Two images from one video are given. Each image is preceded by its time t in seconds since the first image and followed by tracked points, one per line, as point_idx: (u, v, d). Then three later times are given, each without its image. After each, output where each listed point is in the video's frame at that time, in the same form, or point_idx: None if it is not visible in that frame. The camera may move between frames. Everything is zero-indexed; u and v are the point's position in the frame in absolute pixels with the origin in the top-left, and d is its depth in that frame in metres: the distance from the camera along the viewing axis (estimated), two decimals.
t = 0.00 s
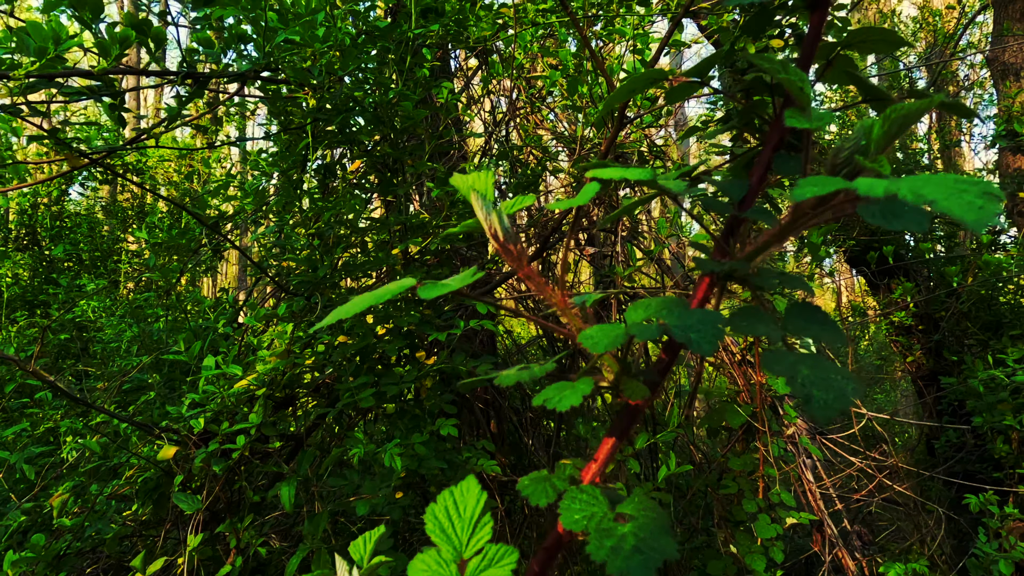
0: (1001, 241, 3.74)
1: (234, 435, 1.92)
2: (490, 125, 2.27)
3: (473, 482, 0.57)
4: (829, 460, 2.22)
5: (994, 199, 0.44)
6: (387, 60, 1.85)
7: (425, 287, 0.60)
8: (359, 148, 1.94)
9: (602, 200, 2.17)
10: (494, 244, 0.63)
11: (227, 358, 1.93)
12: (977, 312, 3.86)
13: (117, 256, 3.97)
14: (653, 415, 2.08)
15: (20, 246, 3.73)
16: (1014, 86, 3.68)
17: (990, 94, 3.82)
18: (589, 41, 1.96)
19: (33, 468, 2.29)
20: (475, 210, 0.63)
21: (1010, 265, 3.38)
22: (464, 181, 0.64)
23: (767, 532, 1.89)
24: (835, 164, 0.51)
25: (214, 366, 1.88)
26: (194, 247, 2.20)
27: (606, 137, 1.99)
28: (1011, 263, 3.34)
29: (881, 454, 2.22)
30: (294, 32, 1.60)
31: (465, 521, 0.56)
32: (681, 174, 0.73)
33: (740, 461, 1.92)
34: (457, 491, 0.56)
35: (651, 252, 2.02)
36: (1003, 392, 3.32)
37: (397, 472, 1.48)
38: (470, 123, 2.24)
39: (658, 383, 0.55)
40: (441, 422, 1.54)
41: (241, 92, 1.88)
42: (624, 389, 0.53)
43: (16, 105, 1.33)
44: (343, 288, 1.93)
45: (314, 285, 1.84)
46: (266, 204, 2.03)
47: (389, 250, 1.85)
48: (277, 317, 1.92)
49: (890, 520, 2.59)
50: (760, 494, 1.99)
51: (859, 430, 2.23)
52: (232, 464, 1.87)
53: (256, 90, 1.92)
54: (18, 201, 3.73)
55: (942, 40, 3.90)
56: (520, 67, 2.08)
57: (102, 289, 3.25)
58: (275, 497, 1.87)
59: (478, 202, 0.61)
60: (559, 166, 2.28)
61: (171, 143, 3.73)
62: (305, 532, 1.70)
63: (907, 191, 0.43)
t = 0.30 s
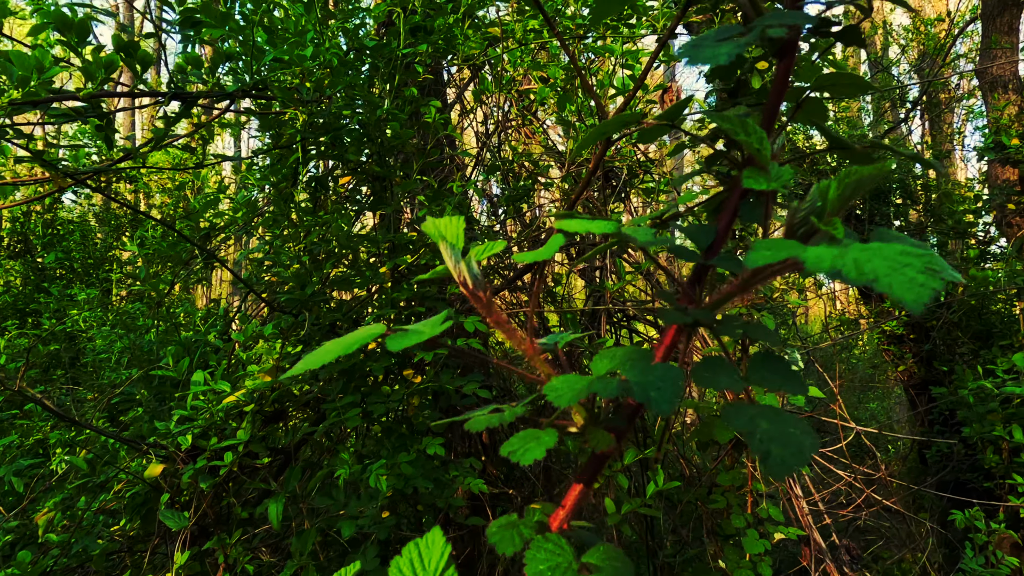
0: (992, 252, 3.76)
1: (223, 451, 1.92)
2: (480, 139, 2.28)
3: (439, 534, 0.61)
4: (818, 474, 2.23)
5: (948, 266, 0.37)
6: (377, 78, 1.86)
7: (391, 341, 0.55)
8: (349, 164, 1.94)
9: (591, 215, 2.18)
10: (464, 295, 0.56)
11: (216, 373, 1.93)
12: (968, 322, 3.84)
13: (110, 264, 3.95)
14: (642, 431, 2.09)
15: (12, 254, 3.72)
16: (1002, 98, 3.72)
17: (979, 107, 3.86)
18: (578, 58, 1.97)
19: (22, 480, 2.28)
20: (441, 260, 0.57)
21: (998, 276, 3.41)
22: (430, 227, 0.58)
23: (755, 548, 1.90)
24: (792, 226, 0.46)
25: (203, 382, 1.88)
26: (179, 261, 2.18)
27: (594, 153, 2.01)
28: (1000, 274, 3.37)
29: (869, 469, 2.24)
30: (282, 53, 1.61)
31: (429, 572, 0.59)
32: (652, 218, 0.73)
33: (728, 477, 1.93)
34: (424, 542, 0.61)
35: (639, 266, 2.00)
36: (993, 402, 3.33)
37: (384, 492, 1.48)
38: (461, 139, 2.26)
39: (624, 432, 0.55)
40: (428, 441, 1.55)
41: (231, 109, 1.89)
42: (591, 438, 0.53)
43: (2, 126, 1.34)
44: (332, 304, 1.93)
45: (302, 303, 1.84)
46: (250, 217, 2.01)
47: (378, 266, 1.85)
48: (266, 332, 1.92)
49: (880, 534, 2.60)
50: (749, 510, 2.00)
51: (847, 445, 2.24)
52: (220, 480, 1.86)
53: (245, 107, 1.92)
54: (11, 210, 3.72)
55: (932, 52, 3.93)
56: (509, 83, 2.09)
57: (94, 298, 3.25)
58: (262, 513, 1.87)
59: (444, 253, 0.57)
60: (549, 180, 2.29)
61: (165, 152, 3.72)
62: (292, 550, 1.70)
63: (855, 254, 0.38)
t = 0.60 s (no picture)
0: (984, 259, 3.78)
1: (214, 461, 1.92)
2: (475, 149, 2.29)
3: (419, 563, 0.60)
4: (810, 484, 2.24)
5: (918, 304, 0.37)
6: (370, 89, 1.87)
7: (372, 371, 0.54)
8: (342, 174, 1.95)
9: (585, 225, 2.19)
10: (446, 322, 0.56)
11: (208, 384, 1.93)
12: (961, 328, 3.85)
13: (105, 270, 3.93)
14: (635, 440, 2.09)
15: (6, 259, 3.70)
16: (994, 107, 3.74)
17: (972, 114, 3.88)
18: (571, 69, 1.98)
19: (13, 490, 2.27)
20: (423, 287, 0.58)
21: (990, 284, 3.43)
22: (412, 254, 0.59)
23: (746, 559, 1.91)
24: (769, 259, 0.47)
25: (195, 393, 1.88)
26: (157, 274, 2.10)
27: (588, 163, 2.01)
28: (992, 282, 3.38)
29: (861, 478, 2.25)
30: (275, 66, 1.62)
31: None
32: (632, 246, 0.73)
33: (719, 488, 1.94)
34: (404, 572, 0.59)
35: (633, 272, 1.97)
36: (985, 409, 3.35)
37: (375, 505, 1.49)
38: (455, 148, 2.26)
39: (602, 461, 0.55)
40: (419, 454, 1.55)
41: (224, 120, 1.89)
42: (571, 469, 0.53)
43: None
44: (324, 314, 1.93)
45: (293, 316, 1.83)
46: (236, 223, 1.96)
47: (372, 277, 1.86)
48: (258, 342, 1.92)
49: (872, 542, 2.61)
50: (740, 519, 2.01)
51: (839, 454, 2.25)
52: (211, 491, 1.86)
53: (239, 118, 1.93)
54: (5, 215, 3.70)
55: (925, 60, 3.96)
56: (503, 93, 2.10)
57: (88, 305, 3.23)
58: (254, 524, 1.87)
59: (426, 280, 0.57)
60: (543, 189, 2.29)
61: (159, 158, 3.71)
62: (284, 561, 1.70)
63: (826, 292, 0.38)
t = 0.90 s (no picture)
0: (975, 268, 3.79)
1: (204, 475, 1.91)
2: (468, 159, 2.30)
3: None
4: (801, 495, 2.24)
5: (881, 354, 0.38)
6: (362, 103, 1.88)
7: (349, 408, 0.54)
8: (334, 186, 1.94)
9: (577, 236, 2.19)
10: (424, 356, 0.56)
11: (198, 396, 1.93)
12: (953, 337, 3.87)
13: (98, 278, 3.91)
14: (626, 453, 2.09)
15: None
16: (984, 117, 3.77)
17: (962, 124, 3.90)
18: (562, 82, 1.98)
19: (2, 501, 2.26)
20: (402, 321, 0.58)
21: (981, 293, 3.45)
22: (391, 286, 0.59)
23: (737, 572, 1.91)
24: (740, 300, 0.48)
25: (185, 406, 1.88)
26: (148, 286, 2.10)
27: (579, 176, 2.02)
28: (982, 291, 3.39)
29: (852, 490, 2.24)
30: (265, 82, 1.63)
31: None
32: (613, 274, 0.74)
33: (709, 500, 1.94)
34: None
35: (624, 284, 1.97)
36: (976, 418, 3.36)
37: (363, 521, 1.49)
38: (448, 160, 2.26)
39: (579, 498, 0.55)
40: (408, 469, 1.55)
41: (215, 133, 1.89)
42: (548, 506, 0.54)
43: None
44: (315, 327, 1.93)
45: (283, 329, 1.83)
46: (227, 235, 1.95)
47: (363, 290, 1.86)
48: (248, 355, 1.91)
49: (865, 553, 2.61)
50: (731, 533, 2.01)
51: (831, 466, 2.25)
52: (201, 505, 1.85)
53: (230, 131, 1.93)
54: None
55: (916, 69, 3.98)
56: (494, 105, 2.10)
57: (80, 313, 3.22)
58: (243, 538, 1.86)
59: (406, 315, 0.57)
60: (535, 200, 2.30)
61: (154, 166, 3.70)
62: None
63: (790, 341, 0.39)
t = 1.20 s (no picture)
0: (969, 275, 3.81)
1: (197, 486, 1.90)
2: (462, 169, 2.30)
3: None
4: (794, 506, 2.24)
5: (855, 399, 0.39)
6: (356, 115, 1.89)
7: (333, 441, 0.54)
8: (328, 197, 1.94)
9: (570, 246, 2.19)
10: (409, 387, 0.57)
11: (191, 407, 1.92)
12: (947, 344, 3.88)
13: (92, 283, 3.88)
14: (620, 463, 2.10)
15: None
16: (977, 126, 3.79)
17: (956, 132, 3.92)
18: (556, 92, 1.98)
19: None
20: (386, 352, 0.58)
21: (974, 301, 3.47)
22: (376, 316, 0.59)
23: None
24: (721, 337, 0.48)
25: (177, 417, 1.87)
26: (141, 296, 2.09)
27: (573, 187, 2.02)
28: (976, 299, 3.41)
29: (845, 500, 2.25)
30: (259, 95, 1.63)
31: None
32: (598, 302, 0.74)
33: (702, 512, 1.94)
34: None
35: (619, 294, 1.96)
36: (970, 426, 3.36)
37: (356, 536, 1.49)
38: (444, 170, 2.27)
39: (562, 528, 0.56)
40: (401, 483, 1.56)
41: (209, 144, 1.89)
42: (529, 539, 0.54)
43: None
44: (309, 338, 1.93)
45: (277, 341, 1.82)
46: (220, 245, 1.93)
47: (356, 301, 1.85)
48: (242, 367, 1.90)
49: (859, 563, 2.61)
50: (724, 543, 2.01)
51: (824, 477, 2.25)
52: (193, 517, 1.84)
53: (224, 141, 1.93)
54: None
55: (911, 77, 4.00)
56: (489, 115, 2.10)
57: (73, 320, 3.20)
58: (236, 550, 1.85)
59: (389, 346, 0.57)
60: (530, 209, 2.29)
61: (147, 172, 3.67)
62: None
63: (766, 385, 0.40)
